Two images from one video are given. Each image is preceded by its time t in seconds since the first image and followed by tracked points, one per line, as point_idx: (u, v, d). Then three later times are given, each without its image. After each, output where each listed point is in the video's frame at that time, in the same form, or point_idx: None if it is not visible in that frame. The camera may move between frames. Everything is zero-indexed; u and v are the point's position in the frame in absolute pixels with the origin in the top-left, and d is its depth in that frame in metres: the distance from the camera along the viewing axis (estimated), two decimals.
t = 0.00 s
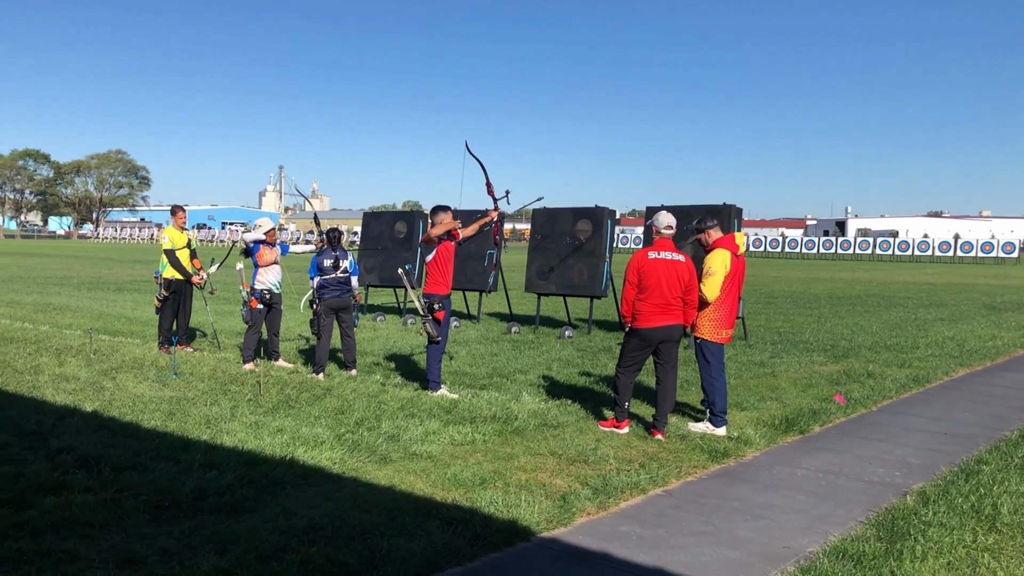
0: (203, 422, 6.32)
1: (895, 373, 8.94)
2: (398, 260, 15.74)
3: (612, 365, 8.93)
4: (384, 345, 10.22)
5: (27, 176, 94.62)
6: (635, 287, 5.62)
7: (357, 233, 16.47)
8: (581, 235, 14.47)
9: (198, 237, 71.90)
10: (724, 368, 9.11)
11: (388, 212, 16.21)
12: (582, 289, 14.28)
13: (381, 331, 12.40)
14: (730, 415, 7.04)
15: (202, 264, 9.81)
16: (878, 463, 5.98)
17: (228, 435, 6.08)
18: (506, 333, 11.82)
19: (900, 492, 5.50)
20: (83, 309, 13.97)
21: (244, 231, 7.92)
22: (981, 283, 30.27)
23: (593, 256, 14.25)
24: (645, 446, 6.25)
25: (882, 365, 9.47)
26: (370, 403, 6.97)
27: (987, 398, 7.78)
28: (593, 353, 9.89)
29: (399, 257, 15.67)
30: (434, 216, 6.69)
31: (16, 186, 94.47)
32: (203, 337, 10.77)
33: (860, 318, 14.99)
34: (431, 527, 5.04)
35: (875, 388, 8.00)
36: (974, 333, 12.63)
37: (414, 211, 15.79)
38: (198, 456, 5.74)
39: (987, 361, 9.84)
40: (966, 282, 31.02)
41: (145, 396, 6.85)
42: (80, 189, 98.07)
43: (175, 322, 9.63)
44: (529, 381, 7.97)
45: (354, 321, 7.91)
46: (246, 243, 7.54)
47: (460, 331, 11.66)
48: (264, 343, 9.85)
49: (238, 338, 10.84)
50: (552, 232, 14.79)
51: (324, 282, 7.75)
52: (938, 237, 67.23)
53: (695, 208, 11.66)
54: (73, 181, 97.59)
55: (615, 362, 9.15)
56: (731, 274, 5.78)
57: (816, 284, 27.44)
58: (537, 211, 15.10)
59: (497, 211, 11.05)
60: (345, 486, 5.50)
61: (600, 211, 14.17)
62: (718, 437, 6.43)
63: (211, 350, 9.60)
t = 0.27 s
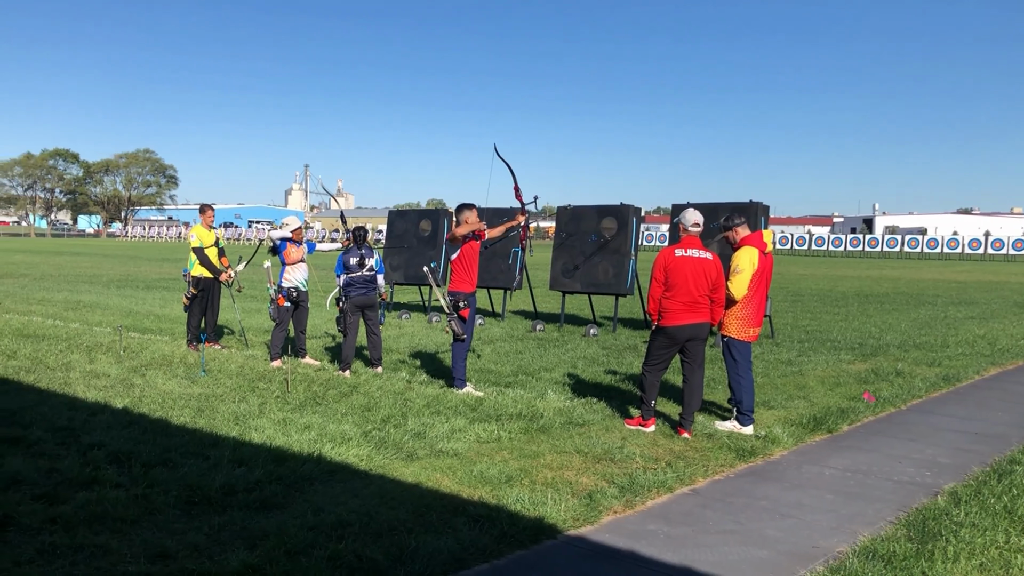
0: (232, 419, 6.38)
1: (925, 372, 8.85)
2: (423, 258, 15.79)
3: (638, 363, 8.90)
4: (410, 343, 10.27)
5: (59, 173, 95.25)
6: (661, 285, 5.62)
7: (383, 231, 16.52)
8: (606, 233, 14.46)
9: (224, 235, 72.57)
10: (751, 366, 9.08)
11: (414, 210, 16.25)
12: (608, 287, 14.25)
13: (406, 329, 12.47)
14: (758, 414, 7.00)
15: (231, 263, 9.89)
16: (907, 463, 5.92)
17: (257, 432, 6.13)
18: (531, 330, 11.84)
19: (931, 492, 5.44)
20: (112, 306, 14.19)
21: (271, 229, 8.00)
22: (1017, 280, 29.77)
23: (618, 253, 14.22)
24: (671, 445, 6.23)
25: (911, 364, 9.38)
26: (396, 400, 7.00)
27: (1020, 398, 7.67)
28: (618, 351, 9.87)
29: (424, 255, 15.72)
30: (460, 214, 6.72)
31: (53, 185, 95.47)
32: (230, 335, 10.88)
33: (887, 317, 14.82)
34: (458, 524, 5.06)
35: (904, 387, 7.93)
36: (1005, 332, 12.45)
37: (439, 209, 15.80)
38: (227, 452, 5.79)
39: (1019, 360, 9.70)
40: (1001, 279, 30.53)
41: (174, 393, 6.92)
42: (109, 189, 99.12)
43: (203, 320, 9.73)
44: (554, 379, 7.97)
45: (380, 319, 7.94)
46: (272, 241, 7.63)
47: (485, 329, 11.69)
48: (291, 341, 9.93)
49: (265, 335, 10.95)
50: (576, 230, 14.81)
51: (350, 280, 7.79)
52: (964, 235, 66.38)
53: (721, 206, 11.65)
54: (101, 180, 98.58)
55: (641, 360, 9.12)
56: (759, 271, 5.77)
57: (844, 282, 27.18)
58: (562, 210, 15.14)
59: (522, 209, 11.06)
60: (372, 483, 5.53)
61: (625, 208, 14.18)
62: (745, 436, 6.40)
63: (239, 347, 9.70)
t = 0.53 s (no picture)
0: (260, 418, 6.42)
1: (956, 372, 8.73)
2: (448, 258, 15.83)
3: (665, 363, 8.86)
4: (435, 342, 10.30)
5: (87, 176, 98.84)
6: (688, 284, 5.63)
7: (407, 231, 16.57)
8: (632, 232, 14.43)
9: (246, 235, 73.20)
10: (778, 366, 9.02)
11: (438, 209, 16.28)
12: (633, 286, 14.25)
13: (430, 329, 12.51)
14: (785, 414, 6.96)
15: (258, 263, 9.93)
16: (939, 464, 5.84)
17: (284, 431, 6.17)
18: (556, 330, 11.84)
19: (963, 493, 5.36)
20: (140, 306, 14.37)
21: (297, 230, 8.03)
22: None
23: (644, 252, 14.19)
24: (698, 445, 6.19)
25: (942, 364, 9.26)
26: (422, 399, 7.01)
27: None
28: (643, 350, 9.85)
29: (449, 255, 15.76)
30: (485, 213, 6.74)
31: (82, 187, 99.09)
32: (257, 334, 10.98)
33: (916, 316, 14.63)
34: (484, 524, 5.05)
35: (934, 387, 7.84)
36: None
37: (464, 208, 15.81)
38: (255, 451, 5.82)
39: None
40: None
41: (202, 392, 6.99)
42: (138, 189, 100.18)
43: (231, 319, 9.80)
44: (579, 379, 7.96)
45: (405, 319, 7.96)
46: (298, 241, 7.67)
47: (510, 329, 11.70)
48: (318, 340, 10.00)
49: (292, 335, 11.03)
50: (601, 229, 14.78)
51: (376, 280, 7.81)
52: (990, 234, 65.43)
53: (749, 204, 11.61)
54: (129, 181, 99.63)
55: (667, 360, 9.08)
56: (786, 270, 5.77)
57: (871, 281, 26.86)
58: (587, 209, 15.12)
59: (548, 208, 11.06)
60: (399, 482, 5.54)
61: (651, 207, 14.15)
62: (773, 436, 6.35)
63: (266, 347, 9.77)
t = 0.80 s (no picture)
0: (286, 418, 6.46)
1: (986, 373, 8.63)
2: (472, 258, 15.88)
3: (690, 364, 8.82)
4: (460, 343, 10.32)
5: (115, 178, 99.66)
6: (715, 284, 5.67)
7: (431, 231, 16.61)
8: (657, 232, 14.42)
9: (288, 236, 74.30)
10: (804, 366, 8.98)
11: (461, 210, 16.31)
12: (658, 286, 14.26)
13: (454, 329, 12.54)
14: (812, 415, 6.92)
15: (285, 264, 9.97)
16: (970, 466, 5.77)
17: (310, 430, 6.20)
18: (580, 330, 11.85)
19: (995, 496, 5.29)
20: (167, 307, 14.55)
21: (323, 230, 8.08)
22: None
23: (668, 252, 14.18)
24: (725, 446, 6.15)
25: (973, 364, 9.15)
26: (446, 400, 7.03)
27: None
28: (668, 350, 9.82)
29: (472, 255, 15.81)
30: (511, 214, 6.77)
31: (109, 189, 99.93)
32: (283, 335, 11.06)
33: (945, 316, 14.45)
34: (510, 524, 5.05)
35: (965, 388, 7.75)
36: None
37: (487, 208, 15.83)
38: (282, 451, 5.86)
39: None
40: None
41: (229, 392, 7.05)
42: (165, 190, 101.53)
43: (257, 320, 9.88)
44: (604, 379, 7.94)
45: (430, 319, 7.97)
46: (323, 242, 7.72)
47: (533, 329, 11.71)
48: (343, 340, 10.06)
49: (317, 335, 11.10)
50: (626, 229, 14.77)
51: (400, 280, 7.84)
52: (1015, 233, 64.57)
53: (775, 203, 11.59)
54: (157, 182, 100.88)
55: (692, 361, 9.04)
56: (814, 270, 5.78)
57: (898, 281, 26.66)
58: (610, 208, 15.11)
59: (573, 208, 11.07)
60: (424, 482, 5.55)
61: (675, 207, 14.13)
62: (800, 437, 6.31)
63: (292, 347, 9.85)
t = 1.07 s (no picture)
0: (312, 417, 6.51)
1: (1017, 373, 8.53)
2: (496, 258, 15.92)
3: (716, 364, 8.78)
4: (483, 343, 10.34)
5: (144, 180, 100.66)
6: (741, 284, 5.69)
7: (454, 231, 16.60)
8: (681, 232, 14.38)
9: (309, 237, 75.03)
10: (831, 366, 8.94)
11: (484, 210, 16.31)
12: (683, 286, 14.30)
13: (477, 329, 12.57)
14: (840, 416, 6.87)
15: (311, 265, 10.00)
16: (1000, 468, 5.70)
17: (335, 430, 6.24)
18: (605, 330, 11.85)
19: None
20: (192, 307, 14.70)
21: (347, 231, 8.12)
22: None
23: (693, 253, 14.18)
24: (751, 447, 6.12)
25: (1003, 365, 9.04)
26: (471, 399, 7.04)
27: None
28: (693, 351, 9.79)
29: (496, 255, 15.84)
30: (534, 214, 6.78)
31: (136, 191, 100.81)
32: (308, 335, 11.14)
33: (974, 316, 14.28)
34: (535, 524, 5.05)
35: (996, 389, 7.66)
36: None
37: (511, 209, 15.82)
38: (308, 450, 5.89)
39: None
40: None
41: (255, 392, 7.10)
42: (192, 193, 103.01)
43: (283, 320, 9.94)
44: (629, 379, 7.92)
45: (454, 319, 8.00)
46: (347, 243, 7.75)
47: (557, 329, 11.72)
48: (368, 340, 10.11)
49: (342, 335, 11.17)
50: (650, 228, 14.75)
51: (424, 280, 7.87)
52: None
53: (801, 203, 11.61)
54: (182, 183, 102.18)
55: (718, 361, 9.01)
56: (841, 270, 5.81)
57: (926, 281, 26.35)
58: (634, 208, 15.08)
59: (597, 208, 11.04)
60: (449, 482, 5.56)
61: (701, 207, 14.08)
62: (827, 438, 6.27)
63: (317, 347, 9.91)
